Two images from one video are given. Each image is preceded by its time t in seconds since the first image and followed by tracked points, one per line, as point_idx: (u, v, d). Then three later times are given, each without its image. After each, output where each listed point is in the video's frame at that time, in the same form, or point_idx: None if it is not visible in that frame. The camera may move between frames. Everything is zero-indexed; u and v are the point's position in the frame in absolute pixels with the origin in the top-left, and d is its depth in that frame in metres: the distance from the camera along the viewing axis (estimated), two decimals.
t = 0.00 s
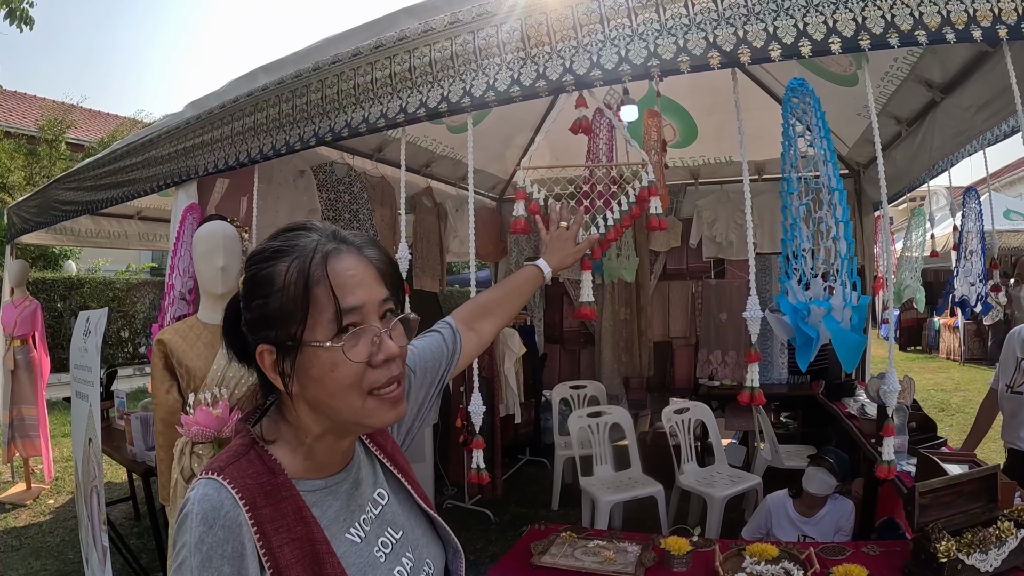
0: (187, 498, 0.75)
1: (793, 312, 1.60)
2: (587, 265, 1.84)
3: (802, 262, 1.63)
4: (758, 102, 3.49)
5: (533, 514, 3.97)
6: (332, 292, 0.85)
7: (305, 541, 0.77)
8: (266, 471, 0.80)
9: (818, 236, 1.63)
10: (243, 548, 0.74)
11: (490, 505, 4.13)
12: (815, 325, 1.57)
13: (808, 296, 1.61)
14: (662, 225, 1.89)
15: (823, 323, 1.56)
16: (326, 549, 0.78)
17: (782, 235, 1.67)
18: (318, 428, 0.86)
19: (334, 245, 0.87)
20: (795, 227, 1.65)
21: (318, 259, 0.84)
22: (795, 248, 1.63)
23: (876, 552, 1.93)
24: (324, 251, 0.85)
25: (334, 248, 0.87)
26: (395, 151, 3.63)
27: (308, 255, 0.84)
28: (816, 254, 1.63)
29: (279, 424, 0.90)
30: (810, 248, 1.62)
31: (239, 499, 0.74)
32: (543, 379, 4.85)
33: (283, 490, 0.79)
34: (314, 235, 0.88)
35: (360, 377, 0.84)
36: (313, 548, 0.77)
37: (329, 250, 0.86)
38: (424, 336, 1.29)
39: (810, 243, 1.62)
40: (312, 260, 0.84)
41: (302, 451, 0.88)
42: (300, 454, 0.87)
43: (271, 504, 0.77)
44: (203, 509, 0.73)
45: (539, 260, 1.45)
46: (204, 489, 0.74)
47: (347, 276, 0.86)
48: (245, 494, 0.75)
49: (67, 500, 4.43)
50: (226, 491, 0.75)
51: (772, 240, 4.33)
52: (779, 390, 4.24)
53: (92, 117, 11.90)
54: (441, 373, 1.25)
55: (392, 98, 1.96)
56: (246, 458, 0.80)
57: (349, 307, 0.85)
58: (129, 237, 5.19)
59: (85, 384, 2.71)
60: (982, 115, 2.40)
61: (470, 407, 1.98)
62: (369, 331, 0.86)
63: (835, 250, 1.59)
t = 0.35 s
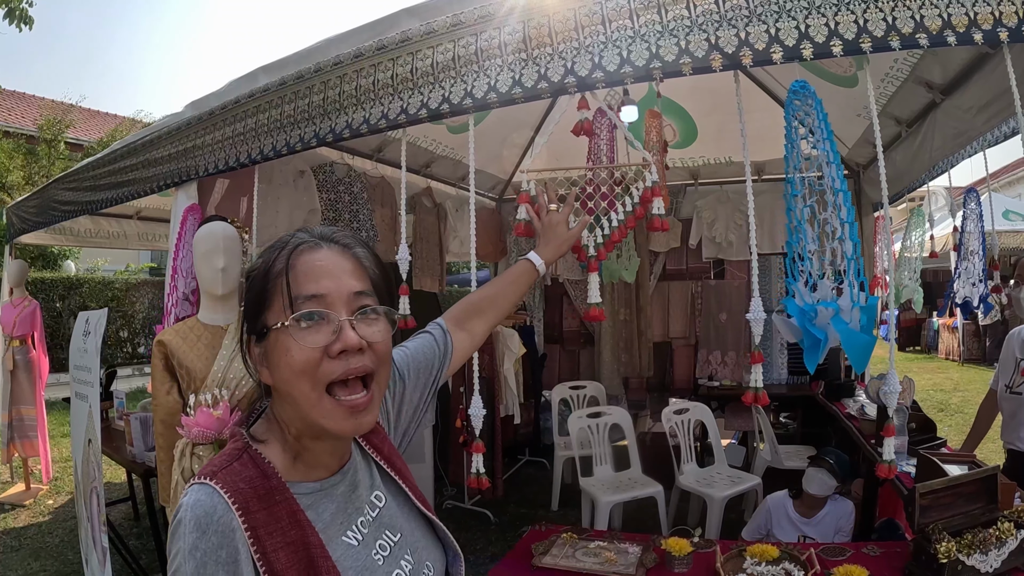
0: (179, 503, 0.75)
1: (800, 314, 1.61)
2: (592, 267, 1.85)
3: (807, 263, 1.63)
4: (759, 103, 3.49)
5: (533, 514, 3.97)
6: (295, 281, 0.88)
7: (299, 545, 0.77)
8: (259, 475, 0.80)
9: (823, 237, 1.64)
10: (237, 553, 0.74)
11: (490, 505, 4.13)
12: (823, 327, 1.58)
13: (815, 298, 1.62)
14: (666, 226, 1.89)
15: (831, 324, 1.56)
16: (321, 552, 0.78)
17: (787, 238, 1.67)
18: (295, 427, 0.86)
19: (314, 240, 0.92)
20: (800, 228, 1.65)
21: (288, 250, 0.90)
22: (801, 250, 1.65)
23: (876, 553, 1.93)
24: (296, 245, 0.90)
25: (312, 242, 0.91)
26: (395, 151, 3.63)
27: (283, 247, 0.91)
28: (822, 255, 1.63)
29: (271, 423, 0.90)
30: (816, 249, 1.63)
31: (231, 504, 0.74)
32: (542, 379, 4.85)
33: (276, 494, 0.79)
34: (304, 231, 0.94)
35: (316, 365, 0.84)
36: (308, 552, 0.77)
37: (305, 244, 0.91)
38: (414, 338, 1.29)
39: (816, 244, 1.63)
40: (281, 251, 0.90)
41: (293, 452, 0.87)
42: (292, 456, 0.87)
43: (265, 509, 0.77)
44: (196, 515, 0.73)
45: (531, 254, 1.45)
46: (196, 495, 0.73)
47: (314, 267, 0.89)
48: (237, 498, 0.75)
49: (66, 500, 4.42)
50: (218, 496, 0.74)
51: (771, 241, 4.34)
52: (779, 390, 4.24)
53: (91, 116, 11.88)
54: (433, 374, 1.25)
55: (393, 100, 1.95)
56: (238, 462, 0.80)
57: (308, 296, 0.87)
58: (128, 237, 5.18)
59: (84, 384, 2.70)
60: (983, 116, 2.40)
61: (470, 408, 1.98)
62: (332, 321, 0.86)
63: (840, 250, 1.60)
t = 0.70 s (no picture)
0: (152, 511, 0.73)
1: (804, 312, 1.60)
2: (587, 265, 1.87)
3: (812, 261, 1.64)
4: (759, 102, 3.49)
5: (531, 514, 3.96)
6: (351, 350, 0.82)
7: (276, 551, 0.75)
8: (235, 481, 0.77)
9: (827, 235, 1.65)
10: (212, 562, 0.71)
11: (488, 505, 4.12)
12: (828, 325, 1.56)
13: (819, 296, 1.61)
14: (663, 225, 1.89)
15: (836, 322, 1.55)
16: (298, 559, 0.76)
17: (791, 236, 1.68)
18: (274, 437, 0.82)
19: (393, 309, 0.84)
20: (803, 226, 1.66)
21: (362, 313, 0.82)
22: (805, 247, 1.65)
23: (876, 552, 1.93)
24: (372, 312, 0.82)
25: (387, 315, 0.83)
26: (394, 150, 3.62)
27: (363, 301, 0.83)
28: (826, 254, 1.64)
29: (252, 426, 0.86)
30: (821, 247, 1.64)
31: (206, 513, 0.72)
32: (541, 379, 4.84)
33: (252, 500, 0.77)
34: (389, 290, 0.86)
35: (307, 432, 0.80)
36: (285, 559, 0.75)
37: (380, 315, 0.83)
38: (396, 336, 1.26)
39: (820, 242, 1.63)
40: (356, 308, 0.82)
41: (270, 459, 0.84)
42: (267, 463, 0.83)
43: (241, 516, 0.74)
44: (170, 524, 0.70)
45: (516, 268, 1.47)
46: (170, 503, 0.71)
47: (370, 345, 0.82)
48: (213, 506, 0.72)
49: (64, 499, 4.41)
50: (193, 504, 0.72)
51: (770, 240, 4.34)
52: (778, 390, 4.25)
53: (89, 115, 11.87)
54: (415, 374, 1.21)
55: (392, 98, 1.95)
56: (214, 468, 0.77)
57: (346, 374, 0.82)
58: (127, 236, 5.17)
59: (81, 383, 2.70)
60: (982, 115, 2.40)
61: (468, 407, 1.98)
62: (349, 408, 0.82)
63: (843, 248, 1.60)
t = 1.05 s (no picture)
0: (156, 518, 0.72)
1: (809, 313, 1.59)
2: (583, 263, 1.85)
3: (816, 261, 1.62)
4: (758, 102, 3.48)
5: (530, 514, 3.96)
6: (307, 287, 0.84)
7: (285, 556, 0.75)
8: (241, 485, 0.77)
9: (831, 234, 1.65)
10: (221, 569, 0.71)
11: (487, 505, 4.12)
12: (832, 325, 1.56)
13: (824, 296, 1.60)
14: (661, 223, 1.86)
15: (840, 322, 1.55)
16: (307, 563, 0.76)
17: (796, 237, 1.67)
18: (287, 435, 0.84)
19: (326, 241, 0.87)
20: (808, 226, 1.66)
21: (302, 251, 0.84)
22: (810, 248, 1.64)
23: (875, 552, 1.92)
24: (310, 247, 0.85)
25: (325, 246, 0.86)
26: (392, 149, 3.61)
27: (295, 246, 0.85)
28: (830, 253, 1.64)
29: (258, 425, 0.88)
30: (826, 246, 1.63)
31: (213, 518, 0.71)
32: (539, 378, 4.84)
33: (259, 505, 0.76)
34: (312, 229, 0.88)
35: (323, 383, 0.82)
36: (294, 564, 0.75)
37: (319, 247, 0.85)
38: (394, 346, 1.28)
39: (824, 242, 1.64)
40: (294, 255, 0.83)
41: (276, 461, 0.85)
42: (275, 466, 0.84)
43: (248, 521, 0.74)
44: (176, 532, 0.70)
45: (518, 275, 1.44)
46: (175, 509, 0.70)
47: (325, 275, 0.85)
48: (219, 512, 0.72)
49: (62, 499, 4.40)
50: (199, 510, 0.71)
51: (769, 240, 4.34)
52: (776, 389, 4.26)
53: (87, 114, 11.84)
54: (416, 384, 1.24)
55: (392, 97, 1.94)
56: (218, 472, 0.77)
57: (323, 310, 0.84)
58: (124, 235, 5.15)
59: (79, 383, 2.69)
60: (982, 115, 2.39)
61: (467, 406, 1.98)
62: (343, 339, 0.85)
63: (848, 247, 1.61)
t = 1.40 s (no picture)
0: (161, 519, 0.71)
1: (822, 312, 1.57)
2: (589, 263, 1.84)
3: (829, 260, 1.63)
4: (757, 101, 3.48)
5: (529, 513, 3.96)
6: (283, 272, 0.85)
7: (293, 560, 0.75)
8: (248, 486, 0.76)
9: (841, 232, 1.64)
10: (228, 572, 0.71)
11: (486, 504, 4.12)
12: (845, 324, 1.55)
13: (836, 294, 1.60)
14: (664, 220, 1.80)
15: (852, 319, 1.53)
16: (315, 566, 0.76)
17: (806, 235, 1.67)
18: (289, 432, 0.84)
19: (301, 229, 0.88)
20: (819, 225, 1.65)
21: (275, 241, 0.86)
22: (821, 247, 1.63)
23: (876, 552, 1.92)
24: (283, 236, 0.87)
25: (300, 233, 0.88)
26: (391, 148, 3.61)
27: (269, 237, 0.87)
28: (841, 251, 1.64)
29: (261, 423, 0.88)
30: (836, 244, 1.64)
31: (220, 520, 0.71)
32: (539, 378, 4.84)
33: (266, 507, 0.76)
34: (288, 222, 0.90)
35: (306, 362, 0.81)
36: (301, 567, 0.75)
37: (293, 234, 0.87)
38: (396, 346, 1.28)
39: (835, 241, 1.64)
40: (268, 245, 0.85)
41: (281, 461, 0.84)
42: (281, 466, 0.84)
43: (255, 523, 0.74)
44: (182, 533, 0.69)
45: (509, 265, 1.43)
46: (181, 510, 0.70)
47: (302, 258, 0.86)
48: (226, 514, 0.72)
49: (60, 500, 4.39)
50: (205, 511, 0.71)
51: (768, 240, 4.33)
52: (775, 389, 4.27)
53: (86, 113, 11.83)
54: (418, 383, 1.23)
55: (391, 96, 1.94)
56: (224, 472, 0.76)
57: (297, 289, 0.84)
58: (123, 235, 5.14)
59: (77, 383, 2.68)
60: (983, 114, 2.39)
61: (468, 405, 1.97)
62: (322, 317, 0.84)
63: (858, 244, 1.58)
